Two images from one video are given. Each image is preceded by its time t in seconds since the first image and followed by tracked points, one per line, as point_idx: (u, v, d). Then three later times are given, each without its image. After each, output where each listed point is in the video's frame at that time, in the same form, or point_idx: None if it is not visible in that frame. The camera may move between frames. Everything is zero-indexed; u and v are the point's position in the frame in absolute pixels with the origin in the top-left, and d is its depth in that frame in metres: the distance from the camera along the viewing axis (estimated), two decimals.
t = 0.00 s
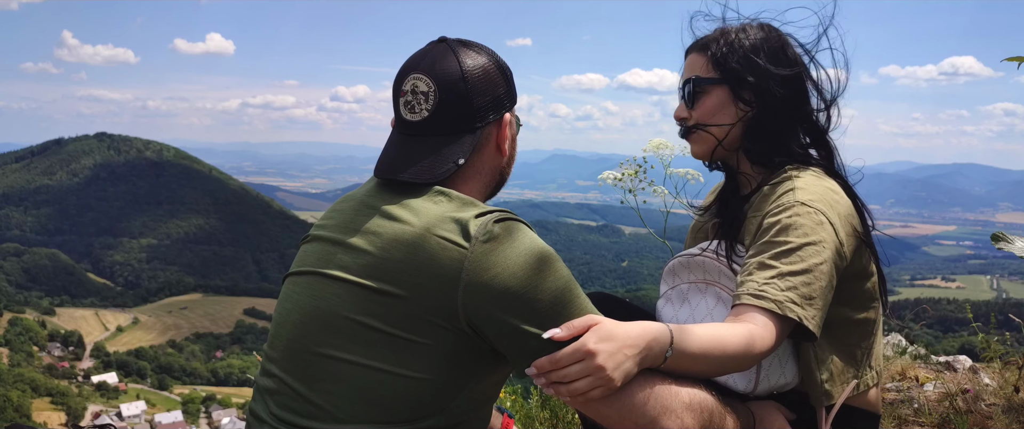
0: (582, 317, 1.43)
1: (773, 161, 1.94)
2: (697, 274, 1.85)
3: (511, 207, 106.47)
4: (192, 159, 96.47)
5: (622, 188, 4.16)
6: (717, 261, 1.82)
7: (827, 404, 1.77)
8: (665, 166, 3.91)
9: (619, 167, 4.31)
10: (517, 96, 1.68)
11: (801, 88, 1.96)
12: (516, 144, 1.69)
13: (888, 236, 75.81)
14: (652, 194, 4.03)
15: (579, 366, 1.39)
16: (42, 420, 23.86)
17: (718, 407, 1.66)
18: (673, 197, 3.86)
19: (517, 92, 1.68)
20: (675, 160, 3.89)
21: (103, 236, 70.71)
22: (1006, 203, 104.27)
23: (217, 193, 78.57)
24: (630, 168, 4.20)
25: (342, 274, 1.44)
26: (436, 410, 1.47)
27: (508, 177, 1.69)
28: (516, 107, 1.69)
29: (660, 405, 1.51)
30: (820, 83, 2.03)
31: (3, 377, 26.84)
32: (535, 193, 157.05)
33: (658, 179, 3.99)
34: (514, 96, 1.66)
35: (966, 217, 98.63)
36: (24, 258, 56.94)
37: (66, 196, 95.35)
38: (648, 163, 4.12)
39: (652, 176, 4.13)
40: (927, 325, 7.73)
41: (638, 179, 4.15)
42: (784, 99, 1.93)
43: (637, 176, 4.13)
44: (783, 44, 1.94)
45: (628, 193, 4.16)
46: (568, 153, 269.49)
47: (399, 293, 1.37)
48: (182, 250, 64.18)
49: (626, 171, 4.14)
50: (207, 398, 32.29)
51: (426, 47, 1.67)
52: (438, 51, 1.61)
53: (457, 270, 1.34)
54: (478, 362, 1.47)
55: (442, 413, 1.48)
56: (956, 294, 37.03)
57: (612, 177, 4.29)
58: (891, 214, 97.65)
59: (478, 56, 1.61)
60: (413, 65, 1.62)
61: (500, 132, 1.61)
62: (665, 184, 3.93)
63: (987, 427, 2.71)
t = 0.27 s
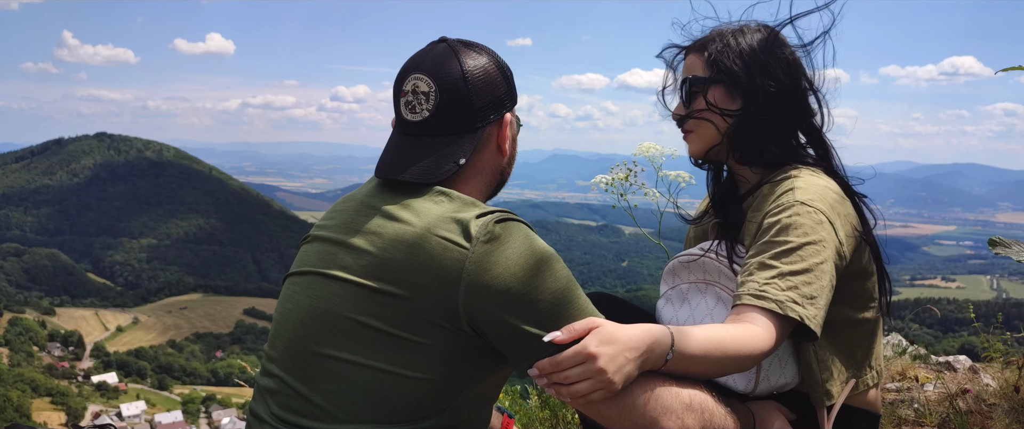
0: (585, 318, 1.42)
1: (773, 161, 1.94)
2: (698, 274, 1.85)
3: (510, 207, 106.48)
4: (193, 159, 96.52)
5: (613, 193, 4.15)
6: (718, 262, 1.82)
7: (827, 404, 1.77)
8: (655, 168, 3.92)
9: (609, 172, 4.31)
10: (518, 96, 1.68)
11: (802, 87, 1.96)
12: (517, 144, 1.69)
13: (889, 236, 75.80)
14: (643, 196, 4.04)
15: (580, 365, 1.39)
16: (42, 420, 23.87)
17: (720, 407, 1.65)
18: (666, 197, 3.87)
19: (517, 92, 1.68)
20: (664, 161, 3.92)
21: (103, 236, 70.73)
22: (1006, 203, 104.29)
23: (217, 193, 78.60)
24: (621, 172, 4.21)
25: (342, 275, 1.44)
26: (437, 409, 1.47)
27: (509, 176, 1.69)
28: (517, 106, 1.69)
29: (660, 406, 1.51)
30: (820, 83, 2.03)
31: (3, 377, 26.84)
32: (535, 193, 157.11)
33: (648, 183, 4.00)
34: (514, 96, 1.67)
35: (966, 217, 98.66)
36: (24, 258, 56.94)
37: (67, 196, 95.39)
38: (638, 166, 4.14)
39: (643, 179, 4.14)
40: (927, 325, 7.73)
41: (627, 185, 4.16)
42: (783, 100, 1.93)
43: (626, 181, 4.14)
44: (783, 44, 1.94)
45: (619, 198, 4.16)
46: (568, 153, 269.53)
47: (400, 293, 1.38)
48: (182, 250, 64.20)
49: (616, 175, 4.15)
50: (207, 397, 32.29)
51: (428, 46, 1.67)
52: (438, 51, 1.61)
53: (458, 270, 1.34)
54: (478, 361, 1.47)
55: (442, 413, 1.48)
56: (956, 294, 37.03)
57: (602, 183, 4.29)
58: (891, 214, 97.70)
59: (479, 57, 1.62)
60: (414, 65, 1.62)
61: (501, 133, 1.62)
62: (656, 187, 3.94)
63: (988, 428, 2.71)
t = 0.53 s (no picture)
0: (586, 317, 1.42)
1: (772, 161, 1.94)
2: (697, 275, 1.85)
3: (511, 207, 106.44)
4: (193, 160, 96.51)
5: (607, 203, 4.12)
6: (719, 262, 1.80)
7: (826, 403, 1.77)
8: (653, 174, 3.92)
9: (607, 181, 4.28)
10: (517, 96, 1.68)
11: (800, 88, 1.96)
12: (516, 145, 1.69)
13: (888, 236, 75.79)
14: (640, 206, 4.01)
15: (579, 364, 1.40)
16: (42, 420, 23.86)
17: (720, 406, 1.65)
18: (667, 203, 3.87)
19: (516, 93, 1.69)
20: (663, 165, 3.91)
21: (103, 237, 70.78)
22: (1006, 203, 104.31)
23: (217, 194, 78.59)
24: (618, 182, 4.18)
25: (343, 275, 1.44)
26: (437, 410, 1.47)
27: (509, 177, 1.69)
28: (517, 106, 1.69)
29: (659, 406, 1.50)
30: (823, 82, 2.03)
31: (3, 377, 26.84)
32: (535, 193, 157.14)
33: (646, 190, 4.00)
34: (513, 95, 1.67)
35: (965, 217, 98.65)
36: (24, 258, 56.96)
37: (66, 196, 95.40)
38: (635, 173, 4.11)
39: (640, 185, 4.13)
40: (926, 325, 7.73)
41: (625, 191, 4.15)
42: (783, 101, 1.94)
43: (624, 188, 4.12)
44: (783, 44, 1.94)
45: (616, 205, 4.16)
46: (568, 153, 269.55)
47: (400, 292, 1.37)
48: (182, 250, 64.22)
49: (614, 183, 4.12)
50: (207, 397, 32.30)
51: (428, 46, 1.67)
52: (438, 51, 1.61)
53: (459, 270, 1.34)
54: (479, 361, 1.46)
55: (445, 414, 1.47)
56: (956, 294, 37.01)
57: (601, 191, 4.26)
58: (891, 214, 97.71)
59: (479, 57, 1.61)
60: (414, 64, 1.62)
61: (501, 133, 1.61)
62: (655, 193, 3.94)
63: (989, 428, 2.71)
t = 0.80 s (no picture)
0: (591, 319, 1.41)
1: (772, 160, 1.93)
2: (698, 274, 1.85)
3: (510, 207, 106.40)
4: (193, 160, 96.53)
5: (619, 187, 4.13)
6: (720, 262, 1.80)
7: (827, 403, 1.77)
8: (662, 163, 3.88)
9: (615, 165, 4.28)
10: (517, 95, 1.68)
11: (800, 88, 1.97)
12: (516, 144, 1.68)
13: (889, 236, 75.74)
14: (649, 193, 4.01)
15: (583, 363, 1.39)
16: (42, 420, 23.85)
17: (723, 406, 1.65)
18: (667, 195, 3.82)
19: (516, 92, 1.69)
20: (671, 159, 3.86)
21: (103, 236, 70.76)
22: (1006, 203, 104.29)
23: (217, 194, 78.59)
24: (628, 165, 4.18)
25: (343, 275, 1.44)
26: (437, 411, 1.47)
27: (509, 175, 1.69)
28: (516, 105, 1.69)
29: (663, 403, 1.50)
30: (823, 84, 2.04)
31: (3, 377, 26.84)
32: (535, 193, 157.14)
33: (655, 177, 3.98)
34: (514, 95, 1.67)
35: (965, 217, 98.64)
36: (24, 258, 56.95)
37: (66, 196, 95.39)
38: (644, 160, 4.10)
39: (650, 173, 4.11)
40: (927, 325, 7.73)
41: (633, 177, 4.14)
42: (782, 104, 1.94)
43: (632, 173, 4.11)
44: (782, 45, 1.95)
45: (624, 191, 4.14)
46: (568, 153, 269.50)
47: (399, 293, 1.38)
48: (182, 250, 64.20)
49: (622, 169, 4.11)
50: (207, 397, 32.30)
51: (427, 46, 1.67)
52: (437, 50, 1.61)
53: (460, 271, 1.34)
54: (477, 363, 1.47)
55: (443, 413, 1.47)
56: (956, 294, 37.04)
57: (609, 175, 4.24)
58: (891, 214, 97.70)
59: (478, 57, 1.62)
60: (413, 64, 1.62)
61: (500, 132, 1.62)
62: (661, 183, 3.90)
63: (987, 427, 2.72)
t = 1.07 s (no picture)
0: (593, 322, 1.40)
1: (775, 161, 1.93)
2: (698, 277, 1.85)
3: (510, 207, 106.33)
4: (193, 160, 96.63)
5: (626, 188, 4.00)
6: (722, 265, 1.81)
7: (829, 405, 1.77)
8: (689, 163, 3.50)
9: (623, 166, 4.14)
10: (517, 96, 1.68)
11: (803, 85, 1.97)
12: (516, 144, 1.68)
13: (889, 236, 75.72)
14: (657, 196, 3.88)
15: (583, 366, 1.37)
16: (42, 420, 23.85)
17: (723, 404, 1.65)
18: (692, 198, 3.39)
19: (516, 92, 1.68)
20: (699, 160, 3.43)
21: (104, 236, 70.80)
22: (1006, 203, 104.31)
23: (218, 194, 78.63)
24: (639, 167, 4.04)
25: (342, 276, 1.44)
26: (437, 410, 1.46)
27: (509, 176, 1.68)
28: (516, 106, 1.68)
29: (667, 403, 1.48)
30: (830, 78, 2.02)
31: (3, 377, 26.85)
32: (535, 193, 157.19)
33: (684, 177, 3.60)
34: (514, 93, 1.66)
35: (965, 217, 98.68)
36: (24, 258, 56.97)
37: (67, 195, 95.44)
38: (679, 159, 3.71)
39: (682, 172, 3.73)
40: (927, 325, 7.73)
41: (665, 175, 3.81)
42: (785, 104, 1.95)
43: (664, 170, 3.79)
44: (786, 43, 1.94)
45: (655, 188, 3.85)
46: (568, 153, 269.54)
47: (399, 293, 1.38)
48: (182, 250, 64.23)
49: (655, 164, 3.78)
50: (207, 397, 32.32)
51: (426, 47, 1.67)
52: (437, 51, 1.61)
53: (458, 271, 1.34)
54: (479, 361, 1.46)
55: (442, 414, 1.47)
56: (956, 294, 37.06)
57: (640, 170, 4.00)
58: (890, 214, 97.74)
59: (478, 57, 1.62)
60: (413, 64, 1.62)
61: (501, 131, 1.61)
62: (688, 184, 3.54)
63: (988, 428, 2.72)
